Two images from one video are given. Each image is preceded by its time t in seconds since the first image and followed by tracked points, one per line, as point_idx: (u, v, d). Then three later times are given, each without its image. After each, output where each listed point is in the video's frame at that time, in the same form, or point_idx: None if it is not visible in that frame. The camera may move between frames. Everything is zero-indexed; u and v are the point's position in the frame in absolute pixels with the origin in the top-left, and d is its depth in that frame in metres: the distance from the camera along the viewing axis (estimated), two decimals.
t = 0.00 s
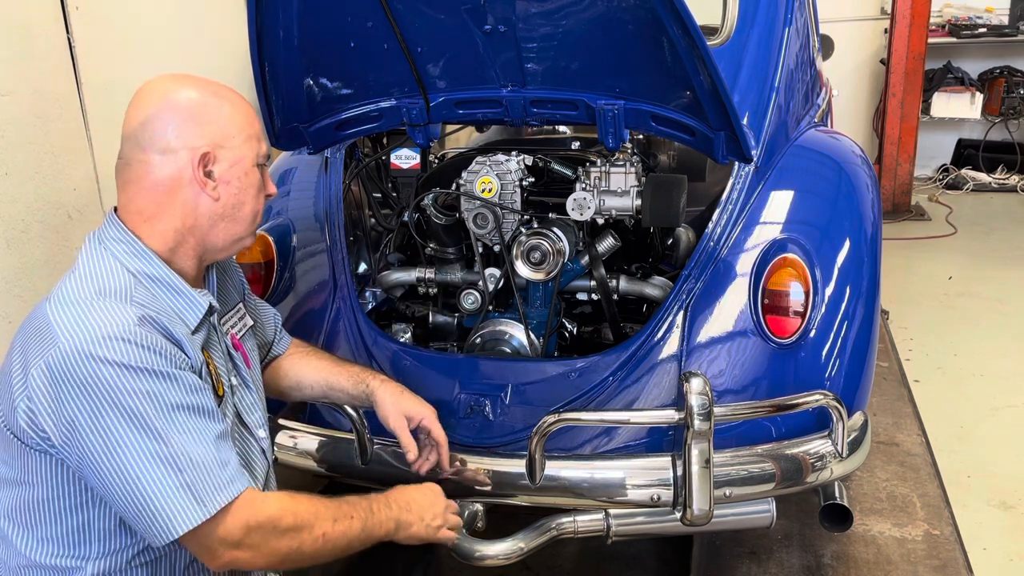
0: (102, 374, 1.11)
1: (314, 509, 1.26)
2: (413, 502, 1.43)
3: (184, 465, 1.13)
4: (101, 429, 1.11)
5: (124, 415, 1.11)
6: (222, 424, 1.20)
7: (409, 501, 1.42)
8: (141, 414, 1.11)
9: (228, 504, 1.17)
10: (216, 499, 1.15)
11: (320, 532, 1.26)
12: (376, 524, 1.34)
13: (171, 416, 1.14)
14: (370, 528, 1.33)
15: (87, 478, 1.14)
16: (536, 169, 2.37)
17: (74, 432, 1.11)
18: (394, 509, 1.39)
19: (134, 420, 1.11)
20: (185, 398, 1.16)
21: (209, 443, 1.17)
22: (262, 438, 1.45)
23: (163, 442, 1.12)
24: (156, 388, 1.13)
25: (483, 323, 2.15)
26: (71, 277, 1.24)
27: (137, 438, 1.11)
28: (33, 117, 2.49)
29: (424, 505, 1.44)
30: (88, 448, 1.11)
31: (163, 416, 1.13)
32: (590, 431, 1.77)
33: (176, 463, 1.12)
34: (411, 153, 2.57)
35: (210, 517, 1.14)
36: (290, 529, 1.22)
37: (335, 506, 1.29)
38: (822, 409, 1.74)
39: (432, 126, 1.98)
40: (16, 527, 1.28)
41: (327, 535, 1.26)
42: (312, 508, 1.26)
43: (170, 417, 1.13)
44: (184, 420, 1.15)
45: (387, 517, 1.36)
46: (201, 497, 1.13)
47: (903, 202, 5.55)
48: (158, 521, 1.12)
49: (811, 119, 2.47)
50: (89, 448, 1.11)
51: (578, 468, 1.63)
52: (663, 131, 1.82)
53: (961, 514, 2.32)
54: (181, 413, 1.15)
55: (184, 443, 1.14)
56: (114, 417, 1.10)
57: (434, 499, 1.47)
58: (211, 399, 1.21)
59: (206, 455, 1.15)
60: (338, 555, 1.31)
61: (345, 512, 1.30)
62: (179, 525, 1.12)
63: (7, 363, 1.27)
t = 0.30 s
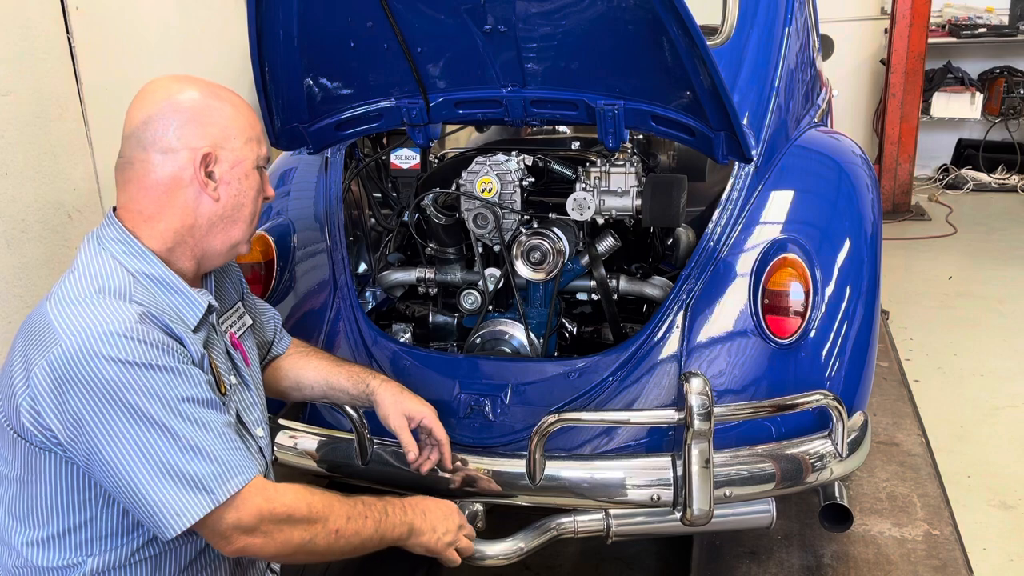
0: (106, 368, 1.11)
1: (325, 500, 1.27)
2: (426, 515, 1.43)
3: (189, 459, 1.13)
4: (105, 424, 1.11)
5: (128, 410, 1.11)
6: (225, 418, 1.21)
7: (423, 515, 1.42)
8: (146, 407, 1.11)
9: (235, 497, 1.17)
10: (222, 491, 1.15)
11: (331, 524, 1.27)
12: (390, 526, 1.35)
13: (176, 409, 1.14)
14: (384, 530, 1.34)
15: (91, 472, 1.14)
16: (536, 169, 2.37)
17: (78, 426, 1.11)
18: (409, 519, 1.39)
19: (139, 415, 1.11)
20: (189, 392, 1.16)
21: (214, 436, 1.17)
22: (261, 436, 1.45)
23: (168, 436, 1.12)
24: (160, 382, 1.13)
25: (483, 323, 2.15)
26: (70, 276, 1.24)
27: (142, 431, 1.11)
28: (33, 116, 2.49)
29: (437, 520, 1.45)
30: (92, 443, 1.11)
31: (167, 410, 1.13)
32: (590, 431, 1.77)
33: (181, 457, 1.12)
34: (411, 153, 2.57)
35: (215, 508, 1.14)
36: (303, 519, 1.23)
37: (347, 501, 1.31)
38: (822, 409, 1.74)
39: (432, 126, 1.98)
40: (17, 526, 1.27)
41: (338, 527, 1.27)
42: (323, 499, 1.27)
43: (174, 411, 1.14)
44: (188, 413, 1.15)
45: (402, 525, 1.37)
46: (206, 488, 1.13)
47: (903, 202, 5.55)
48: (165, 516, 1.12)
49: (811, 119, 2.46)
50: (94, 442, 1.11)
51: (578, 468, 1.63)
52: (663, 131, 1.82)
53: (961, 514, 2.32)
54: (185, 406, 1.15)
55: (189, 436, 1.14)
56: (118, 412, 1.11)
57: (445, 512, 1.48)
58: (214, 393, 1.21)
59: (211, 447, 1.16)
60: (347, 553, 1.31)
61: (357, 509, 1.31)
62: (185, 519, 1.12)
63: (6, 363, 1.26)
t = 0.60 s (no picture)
0: (98, 365, 1.11)
1: (295, 504, 1.24)
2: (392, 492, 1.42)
3: (177, 462, 1.12)
4: (95, 421, 1.10)
5: (119, 408, 1.10)
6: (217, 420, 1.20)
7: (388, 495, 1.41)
8: (136, 407, 1.11)
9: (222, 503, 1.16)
10: (208, 496, 1.14)
11: (304, 528, 1.24)
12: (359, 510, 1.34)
13: (165, 410, 1.13)
14: (355, 516, 1.33)
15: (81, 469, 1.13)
16: (536, 169, 2.38)
17: (70, 423, 1.11)
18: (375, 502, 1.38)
19: (130, 414, 1.11)
20: (181, 393, 1.16)
21: (201, 440, 1.16)
22: (261, 435, 1.45)
23: (158, 437, 1.12)
24: (152, 382, 1.13)
25: (483, 322, 2.15)
26: (70, 270, 1.25)
27: (131, 430, 1.11)
28: (33, 116, 2.49)
29: (406, 492, 1.44)
30: (82, 440, 1.11)
31: (158, 410, 1.12)
32: (590, 432, 1.77)
33: (170, 459, 1.12)
34: (411, 153, 2.57)
35: (199, 514, 1.13)
36: (274, 530, 1.21)
37: (315, 498, 1.28)
38: (822, 409, 1.74)
39: (432, 126, 1.98)
40: (16, 519, 1.26)
41: (312, 529, 1.25)
42: (291, 504, 1.24)
43: (165, 412, 1.13)
44: (179, 415, 1.15)
45: (372, 505, 1.37)
46: (191, 494, 1.12)
47: (903, 202, 5.55)
48: (150, 518, 1.11)
49: (811, 119, 2.47)
50: (84, 440, 1.10)
51: (578, 468, 1.63)
52: (663, 131, 1.82)
53: (961, 514, 2.32)
54: (175, 408, 1.15)
55: (178, 438, 1.13)
56: (110, 410, 1.10)
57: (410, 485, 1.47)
58: (207, 395, 1.20)
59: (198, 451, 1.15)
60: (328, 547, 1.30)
61: (326, 504, 1.29)
62: (171, 522, 1.11)
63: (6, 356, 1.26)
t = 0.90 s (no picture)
0: (84, 368, 1.10)
1: (267, 490, 1.14)
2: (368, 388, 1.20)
3: (163, 460, 1.10)
4: (80, 421, 1.09)
5: (105, 409, 1.09)
6: (207, 419, 1.18)
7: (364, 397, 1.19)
8: (122, 410, 1.10)
9: (215, 496, 1.13)
10: (196, 496, 1.11)
11: (287, 511, 1.15)
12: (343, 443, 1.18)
13: (151, 413, 1.12)
14: (338, 451, 1.18)
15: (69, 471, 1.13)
16: (536, 169, 2.37)
17: (56, 426, 1.10)
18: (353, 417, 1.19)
19: (115, 414, 1.10)
20: (167, 392, 1.14)
21: (190, 443, 1.14)
22: (261, 434, 1.45)
23: (144, 437, 1.10)
24: (137, 382, 1.11)
25: (483, 322, 2.15)
26: (62, 274, 1.24)
27: (116, 433, 1.09)
28: (33, 116, 2.49)
29: (387, 371, 1.21)
30: (69, 441, 1.10)
31: (143, 410, 1.11)
32: (590, 432, 1.77)
33: (157, 459, 1.10)
34: (411, 153, 2.57)
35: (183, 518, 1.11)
36: (251, 528, 1.14)
37: (285, 470, 1.16)
38: (822, 409, 1.74)
39: (432, 126, 1.98)
40: (13, 519, 1.26)
41: (298, 502, 1.16)
42: (261, 492, 1.14)
43: (151, 411, 1.12)
44: (164, 415, 1.13)
45: (357, 421, 1.19)
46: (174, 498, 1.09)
47: (903, 202, 5.55)
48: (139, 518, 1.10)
49: (811, 119, 2.46)
50: (70, 442, 1.09)
51: (578, 468, 1.63)
52: (663, 131, 1.82)
53: (961, 514, 2.32)
54: (162, 410, 1.13)
55: (164, 437, 1.12)
56: (95, 410, 1.09)
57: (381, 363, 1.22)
58: (196, 394, 1.19)
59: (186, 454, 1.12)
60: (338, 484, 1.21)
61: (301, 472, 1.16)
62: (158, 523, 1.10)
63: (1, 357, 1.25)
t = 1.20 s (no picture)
0: (78, 377, 1.10)
1: (255, 514, 1.17)
2: (382, 428, 1.25)
3: (152, 473, 1.11)
4: (72, 431, 1.09)
5: (96, 419, 1.10)
6: (199, 432, 1.18)
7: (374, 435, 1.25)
8: (114, 421, 1.10)
9: (200, 515, 1.14)
10: (178, 513, 1.12)
11: (271, 540, 1.18)
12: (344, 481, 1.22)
13: (143, 425, 1.12)
14: (334, 491, 1.22)
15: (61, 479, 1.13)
16: (536, 169, 2.38)
17: (48, 434, 1.10)
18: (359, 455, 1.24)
19: (106, 425, 1.10)
20: (161, 404, 1.14)
21: (182, 455, 1.14)
22: (263, 437, 1.46)
23: (133, 450, 1.11)
24: (130, 395, 1.11)
25: (483, 322, 2.15)
26: (63, 274, 1.25)
27: (108, 444, 1.10)
28: (33, 117, 2.49)
29: (404, 422, 1.26)
30: (59, 449, 1.10)
31: (134, 423, 1.11)
32: (590, 432, 1.77)
33: (144, 473, 1.11)
34: (411, 153, 2.57)
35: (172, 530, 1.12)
36: (234, 549, 1.16)
37: (275, 499, 1.18)
38: (822, 409, 1.74)
39: (432, 126, 1.98)
40: (10, 520, 1.26)
41: (283, 533, 1.18)
42: (249, 514, 1.16)
43: (142, 424, 1.12)
44: (156, 426, 1.13)
45: (359, 464, 1.23)
46: (162, 512, 1.11)
47: (903, 202, 5.55)
48: (123, 530, 1.11)
49: (811, 119, 2.46)
50: (61, 451, 1.10)
51: (578, 467, 1.63)
52: (663, 131, 1.82)
53: (961, 514, 2.32)
54: (154, 422, 1.13)
55: (154, 451, 1.12)
56: (87, 421, 1.09)
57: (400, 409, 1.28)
58: (190, 406, 1.19)
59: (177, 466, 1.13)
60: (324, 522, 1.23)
61: (293, 502, 1.19)
62: (141, 536, 1.11)
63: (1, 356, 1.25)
